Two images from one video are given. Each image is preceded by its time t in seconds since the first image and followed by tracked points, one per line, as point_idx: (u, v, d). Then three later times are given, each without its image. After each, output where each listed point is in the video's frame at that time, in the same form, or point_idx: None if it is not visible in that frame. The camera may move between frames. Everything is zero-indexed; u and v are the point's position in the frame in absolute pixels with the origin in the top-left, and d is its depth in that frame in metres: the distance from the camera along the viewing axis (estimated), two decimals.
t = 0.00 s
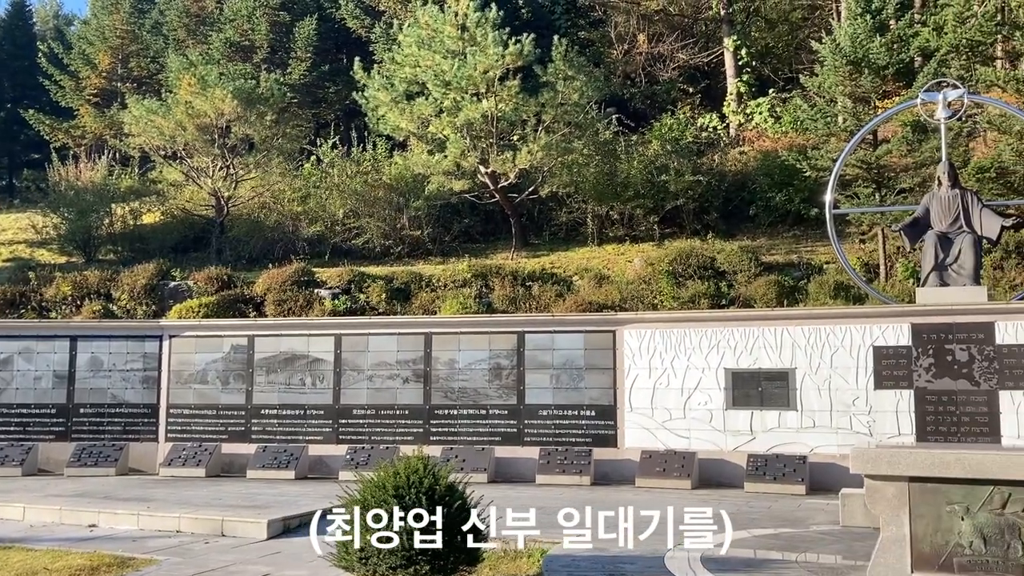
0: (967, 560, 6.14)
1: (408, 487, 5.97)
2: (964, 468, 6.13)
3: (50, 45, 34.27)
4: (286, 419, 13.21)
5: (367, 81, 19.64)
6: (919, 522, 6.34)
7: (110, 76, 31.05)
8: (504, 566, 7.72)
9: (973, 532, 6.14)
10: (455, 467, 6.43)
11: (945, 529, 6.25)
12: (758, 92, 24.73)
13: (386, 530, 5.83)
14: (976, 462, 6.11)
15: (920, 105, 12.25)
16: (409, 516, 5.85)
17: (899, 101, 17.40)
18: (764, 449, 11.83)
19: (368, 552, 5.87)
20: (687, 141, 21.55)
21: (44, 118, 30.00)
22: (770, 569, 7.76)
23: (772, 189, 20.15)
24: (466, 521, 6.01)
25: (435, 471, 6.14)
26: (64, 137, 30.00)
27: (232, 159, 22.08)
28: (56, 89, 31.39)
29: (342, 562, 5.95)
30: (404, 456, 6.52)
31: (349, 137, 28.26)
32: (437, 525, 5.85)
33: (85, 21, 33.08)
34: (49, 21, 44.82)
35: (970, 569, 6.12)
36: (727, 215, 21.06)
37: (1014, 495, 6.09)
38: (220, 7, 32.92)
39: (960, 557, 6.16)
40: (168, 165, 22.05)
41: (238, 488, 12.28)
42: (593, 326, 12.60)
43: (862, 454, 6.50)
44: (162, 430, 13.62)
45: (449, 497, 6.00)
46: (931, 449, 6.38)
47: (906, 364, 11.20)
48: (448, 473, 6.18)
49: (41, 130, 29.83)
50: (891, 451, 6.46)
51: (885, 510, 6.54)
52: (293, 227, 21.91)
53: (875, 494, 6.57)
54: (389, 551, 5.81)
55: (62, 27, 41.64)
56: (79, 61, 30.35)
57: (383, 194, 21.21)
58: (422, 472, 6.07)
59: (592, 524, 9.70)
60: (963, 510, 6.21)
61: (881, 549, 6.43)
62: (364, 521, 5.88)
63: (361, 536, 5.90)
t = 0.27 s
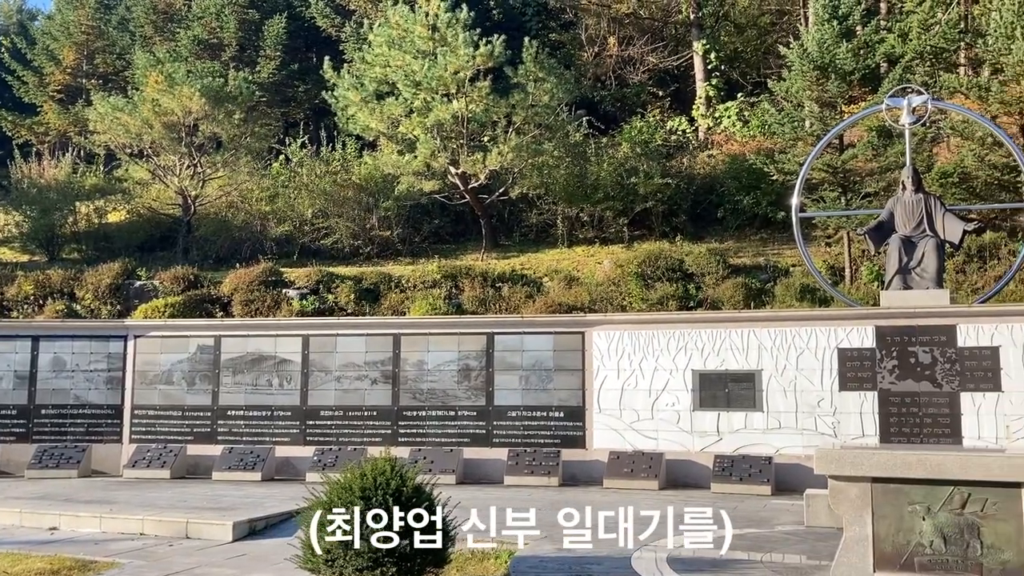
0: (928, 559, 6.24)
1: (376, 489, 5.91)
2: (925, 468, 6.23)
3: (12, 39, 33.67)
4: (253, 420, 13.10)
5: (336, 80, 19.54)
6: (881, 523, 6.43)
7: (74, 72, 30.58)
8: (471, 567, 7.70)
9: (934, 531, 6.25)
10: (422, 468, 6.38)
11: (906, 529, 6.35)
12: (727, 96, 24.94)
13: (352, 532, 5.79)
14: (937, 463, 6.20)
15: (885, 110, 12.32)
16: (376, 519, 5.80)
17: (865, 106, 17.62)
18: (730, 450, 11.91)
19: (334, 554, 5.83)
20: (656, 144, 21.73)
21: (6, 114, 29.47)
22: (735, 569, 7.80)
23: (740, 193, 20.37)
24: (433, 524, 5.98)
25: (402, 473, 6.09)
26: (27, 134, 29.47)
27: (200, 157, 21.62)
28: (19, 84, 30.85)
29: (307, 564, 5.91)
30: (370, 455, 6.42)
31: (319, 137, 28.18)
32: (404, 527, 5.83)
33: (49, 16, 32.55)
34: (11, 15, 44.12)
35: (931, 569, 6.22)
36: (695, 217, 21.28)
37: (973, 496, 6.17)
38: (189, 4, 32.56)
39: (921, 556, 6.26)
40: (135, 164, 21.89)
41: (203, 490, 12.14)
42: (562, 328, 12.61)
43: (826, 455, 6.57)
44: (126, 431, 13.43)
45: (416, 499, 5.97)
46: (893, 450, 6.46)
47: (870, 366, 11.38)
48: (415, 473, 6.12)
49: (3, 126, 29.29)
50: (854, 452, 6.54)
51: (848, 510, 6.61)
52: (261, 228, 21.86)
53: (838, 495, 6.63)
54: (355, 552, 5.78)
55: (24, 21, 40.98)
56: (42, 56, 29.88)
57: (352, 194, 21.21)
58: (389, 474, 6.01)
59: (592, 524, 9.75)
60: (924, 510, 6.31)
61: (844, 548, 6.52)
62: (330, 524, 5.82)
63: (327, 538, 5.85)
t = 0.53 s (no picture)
0: (890, 558, 6.35)
1: (342, 490, 5.92)
2: (888, 469, 6.32)
3: None
4: (219, 421, 12.97)
5: (306, 79, 19.44)
6: (844, 522, 6.52)
7: (38, 68, 30.10)
8: (438, 568, 7.67)
9: (896, 531, 6.36)
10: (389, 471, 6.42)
11: (869, 528, 6.46)
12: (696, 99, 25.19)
13: (319, 533, 5.76)
14: (899, 463, 6.30)
15: (851, 115, 12.40)
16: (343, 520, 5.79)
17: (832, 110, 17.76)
18: (698, 450, 11.98)
19: (300, 556, 5.77)
20: (626, 146, 21.93)
21: None
22: (701, 569, 7.83)
23: (709, 195, 20.72)
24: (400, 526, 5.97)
25: (369, 475, 6.13)
26: None
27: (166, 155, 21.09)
28: None
29: (273, 566, 5.85)
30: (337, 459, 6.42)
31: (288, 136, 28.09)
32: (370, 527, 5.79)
33: (12, 10, 31.99)
34: None
35: (893, 567, 6.33)
36: (664, 220, 21.60)
37: (934, 495, 6.31)
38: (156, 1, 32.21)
39: (883, 555, 6.37)
40: (99, 161, 21.00)
41: (168, 491, 11.99)
42: (532, 328, 12.62)
43: (791, 455, 6.61)
44: (90, 433, 13.25)
45: (383, 499, 5.96)
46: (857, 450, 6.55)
47: (835, 367, 11.48)
48: (383, 475, 6.14)
49: None
50: (819, 451, 6.60)
51: (812, 510, 6.65)
52: (229, 227, 21.92)
53: (802, 495, 6.66)
54: (322, 553, 5.73)
55: None
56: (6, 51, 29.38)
57: (321, 194, 21.27)
58: (356, 475, 6.04)
59: (592, 524, 9.79)
60: (886, 510, 6.42)
61: (809, 548, 6.55)
62: (297, 525, 5.81)
63: (293, 539, 5.80)
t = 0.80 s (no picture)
0: (855, 557, 6.42)
1: (309, 492, 5.83)
2: (854, 469, 6.39)
3: None
4: (186, 422, 12.82)
5: (276, 77, 19.31)
6: (810, 522, 6.58)
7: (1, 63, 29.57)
8: (406, 570, 7.62)
9: (861, 530, 6.43)
10: (357, 470, 6.32)
11: (835, 528, 6.52)
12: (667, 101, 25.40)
13: (285, 534, 5.69)
14: (864, 463, 6.37)
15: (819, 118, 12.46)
16: (309, 522, 5.74)
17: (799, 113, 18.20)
18: (666, 451, 12.02)
19: (266, 557, 5.70)
20: (598, 148, 22.08)
21: None
22: (669, 569, 7.85)
23: (679, 197, 20.96)
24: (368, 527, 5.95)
25: (337, 475, 6.03)
26: None
27: (134, 153, 20.60)
28: None
29: (238, 568, 5.77)
30: (303, 458, 6.32)
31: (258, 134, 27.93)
32: (338, 530, 5.76)
33: None
34: None
35: (859, 567, 6.40)
36: (635, 221, 21.60)
37: (898, 495, 6.39)
38: None
39: (848, 555, 6.44)
40: (65, 159, 20.52)
41: (134, 493, 11.83)
42: (502, 329, 12.60)
43: (758, 455, 6.66)
44: (52, 434, 13.04)
45: (351, 501, 5.90)
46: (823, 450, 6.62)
47: (801, 368, 11.56)
48: (351, 476, 6.07)
49: None
50: (785, 452, 6.65)
51: (778, 510, 6.68)
52: (197, 225, 21.82)
53: (769, 495, 6.69)
54: (288, 555, 5.67)
55: None
56: None
57: (290, 193, 21.35)
58: (324, 476, 5.95)
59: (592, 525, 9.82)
60: (851, 509, 6.49)
61: (775, 548, 6.60)
62: (263, 527, 5.72)
63: (259, 541, 5.73)
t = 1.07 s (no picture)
0: (821, 557, 6.48)
1: (277, 493, 5.80)
2: (820, 469, 6.44)
3: None
4: (152, 423, 12.68)
5: (246, 75, 19.17)
6: (777, 521, 6.62)
7: None
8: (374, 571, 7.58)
9: (826, 529, 6.49)
10: (326, 472, 6.30)
11: (801, 527, 6.57)
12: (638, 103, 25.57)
13: (253, 537, 5.63)
14: (831, 463, 6.42)
15: (788, 121, 12.49)
16: (277, 522, 5.69)
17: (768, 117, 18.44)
18: (636, 451, 12.06)
19: (233, 560, 5.63)
20: (570, 149, 22.16)
21: None
22: (638, 569, 7.87)
23: (650, 199, 20.82)
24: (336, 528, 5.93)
25: (305, 477, 6.00)
26: None
27: (100, 151, 20.21)
28: None
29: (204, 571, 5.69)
30: (271, 461, 6.29)
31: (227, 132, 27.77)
32: (306, 532, 5.73)
33: None
34: None
35: (824, 565, 6.46)
36: (607, 223, 21.58)
37: (863, 495, 6.47)
38: None
39: (814, 554, 6.49)
40: (28, 155, 19.97)
41: (99, 496, 11.66)
42: (472, 330, 12.57)
43: (726, 455, 6.68)
44: (15, 436, 12.86)
45: (319, 504, 5.88)
46: (790, 451, 6.66)
47: (768, 369, 11.68)
48: (319, 478, 6.04)
49: None
50: (752, 452, 6.68)
51: (745, 510, 6.70)
52: (165, 225, 21.73)
53: (736, 495, 6.71)
54: (256, 557, 5.61)
55: None
56: None
57: (260, 193, 21.25)
58: (292, 478, 5.92)
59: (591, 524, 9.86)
60: (817, 509, 6.55)
61: (742, 548, 6.61)
62: (229, 529, 5.67)
63: (225, 543, 5.66)
